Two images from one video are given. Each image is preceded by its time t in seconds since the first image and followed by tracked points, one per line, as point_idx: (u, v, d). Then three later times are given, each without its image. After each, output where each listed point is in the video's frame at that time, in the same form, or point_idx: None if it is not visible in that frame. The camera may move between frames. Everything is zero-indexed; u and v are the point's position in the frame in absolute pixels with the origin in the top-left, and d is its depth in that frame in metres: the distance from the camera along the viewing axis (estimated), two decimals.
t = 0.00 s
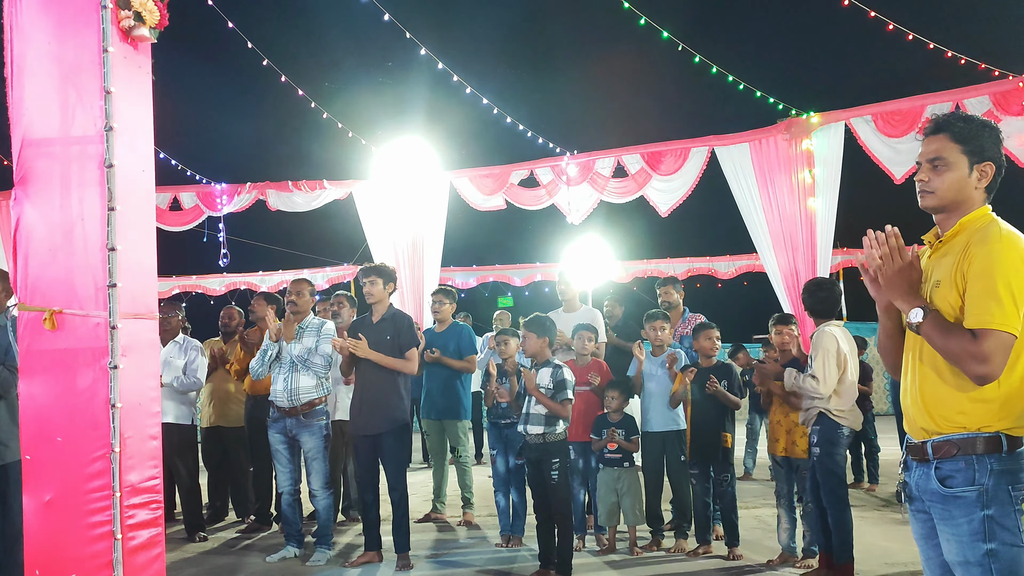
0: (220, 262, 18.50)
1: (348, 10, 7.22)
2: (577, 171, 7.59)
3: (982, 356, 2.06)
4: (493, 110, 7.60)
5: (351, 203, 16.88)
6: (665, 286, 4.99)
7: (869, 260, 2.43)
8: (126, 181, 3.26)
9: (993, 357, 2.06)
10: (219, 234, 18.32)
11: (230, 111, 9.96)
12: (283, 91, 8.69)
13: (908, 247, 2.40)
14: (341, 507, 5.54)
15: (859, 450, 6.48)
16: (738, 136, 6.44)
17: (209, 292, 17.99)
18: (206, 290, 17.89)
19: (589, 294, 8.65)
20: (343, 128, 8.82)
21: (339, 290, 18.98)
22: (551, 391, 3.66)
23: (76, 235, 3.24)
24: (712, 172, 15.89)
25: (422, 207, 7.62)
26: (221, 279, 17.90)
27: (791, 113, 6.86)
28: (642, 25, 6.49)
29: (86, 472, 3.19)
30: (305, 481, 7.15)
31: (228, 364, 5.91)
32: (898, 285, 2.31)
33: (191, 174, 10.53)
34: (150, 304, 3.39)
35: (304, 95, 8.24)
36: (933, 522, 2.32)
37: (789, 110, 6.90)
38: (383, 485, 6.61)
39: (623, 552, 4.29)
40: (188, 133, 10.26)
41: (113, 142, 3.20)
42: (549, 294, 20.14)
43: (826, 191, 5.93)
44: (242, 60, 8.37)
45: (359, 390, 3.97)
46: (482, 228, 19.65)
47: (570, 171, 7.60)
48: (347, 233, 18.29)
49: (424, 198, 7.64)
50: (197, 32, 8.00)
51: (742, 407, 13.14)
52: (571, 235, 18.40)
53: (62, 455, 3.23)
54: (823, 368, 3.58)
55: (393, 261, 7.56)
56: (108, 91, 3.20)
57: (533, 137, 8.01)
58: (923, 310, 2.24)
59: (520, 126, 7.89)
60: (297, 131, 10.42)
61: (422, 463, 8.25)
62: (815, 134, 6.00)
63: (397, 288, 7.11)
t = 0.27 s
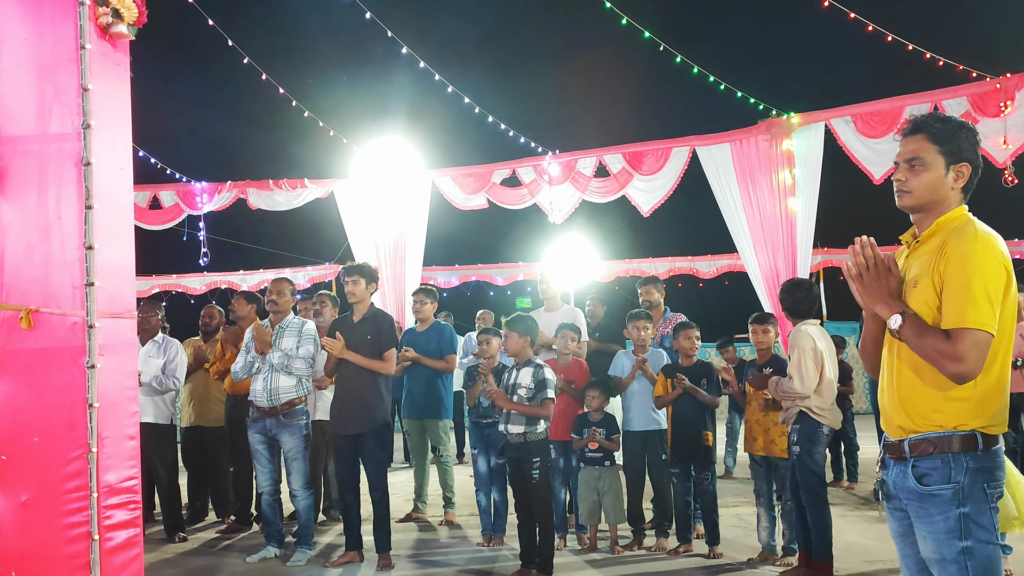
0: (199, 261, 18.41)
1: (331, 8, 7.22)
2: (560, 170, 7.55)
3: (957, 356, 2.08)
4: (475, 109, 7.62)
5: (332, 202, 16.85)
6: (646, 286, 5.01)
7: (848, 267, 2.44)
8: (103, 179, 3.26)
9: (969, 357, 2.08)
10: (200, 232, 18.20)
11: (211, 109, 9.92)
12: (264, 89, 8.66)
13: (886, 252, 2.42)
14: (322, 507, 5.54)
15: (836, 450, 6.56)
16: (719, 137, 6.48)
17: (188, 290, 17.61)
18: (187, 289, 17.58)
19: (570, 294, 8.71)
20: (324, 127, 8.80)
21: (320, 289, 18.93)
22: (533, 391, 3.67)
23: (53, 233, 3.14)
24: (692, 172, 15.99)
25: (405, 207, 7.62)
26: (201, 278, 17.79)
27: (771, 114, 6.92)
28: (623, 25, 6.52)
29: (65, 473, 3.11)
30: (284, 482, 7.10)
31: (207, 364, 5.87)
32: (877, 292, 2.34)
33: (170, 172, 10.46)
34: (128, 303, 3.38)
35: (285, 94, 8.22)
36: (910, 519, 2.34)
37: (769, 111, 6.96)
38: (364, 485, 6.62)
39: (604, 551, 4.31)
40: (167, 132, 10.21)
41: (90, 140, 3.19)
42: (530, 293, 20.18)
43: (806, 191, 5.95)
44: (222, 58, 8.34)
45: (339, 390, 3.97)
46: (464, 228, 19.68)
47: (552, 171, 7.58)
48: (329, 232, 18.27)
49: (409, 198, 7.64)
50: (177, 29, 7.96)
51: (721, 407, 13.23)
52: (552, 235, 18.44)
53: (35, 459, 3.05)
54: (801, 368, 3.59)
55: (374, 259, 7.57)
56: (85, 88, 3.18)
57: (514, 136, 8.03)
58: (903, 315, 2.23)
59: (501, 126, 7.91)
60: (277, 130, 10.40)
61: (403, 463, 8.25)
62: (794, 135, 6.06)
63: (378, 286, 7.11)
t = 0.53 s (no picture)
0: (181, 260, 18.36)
1: (315, 6, 7.20)
2: (541, 170, 7.59)
3: (937, 355, 2.08)
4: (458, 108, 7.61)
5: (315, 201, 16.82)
6: (627, 285, 5.00)
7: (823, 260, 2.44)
8: (81, 178, 3.23)
9: (948, 356, 2.08)
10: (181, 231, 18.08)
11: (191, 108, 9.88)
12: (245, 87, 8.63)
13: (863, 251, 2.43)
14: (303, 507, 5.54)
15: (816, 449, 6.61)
16: (701, 137, 6.51)
17: (169, 290, 17.86)
18: (167, 287, 17.74)
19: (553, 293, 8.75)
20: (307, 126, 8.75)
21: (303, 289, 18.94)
22: (516, 389, 3.71)
23: (29, 231, 3.06)
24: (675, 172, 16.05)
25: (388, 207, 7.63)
26: (182, 278, 17.84)
27: (752, 114, 6.94)
28: (605, 25, 6.52)
29: (41, 474, 3.06)
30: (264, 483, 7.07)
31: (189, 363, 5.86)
32: (852, 289, 2.36)
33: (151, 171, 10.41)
34: (107, 302, 3.36)
35: (266, 93, 8.20)
36: (889, 518, 2.35)
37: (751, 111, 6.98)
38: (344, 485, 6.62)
39: (585, 551, 4.33)
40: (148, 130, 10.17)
41: (67, 138, 3.17)
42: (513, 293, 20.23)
43: (787, 191, 5.98)
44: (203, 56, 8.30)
45: (320, 390, 3.97)
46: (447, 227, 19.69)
47: (534, 170, 7.61)
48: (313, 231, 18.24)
49: (391, 197, 7.62)
50: (158, 26, 7.91)
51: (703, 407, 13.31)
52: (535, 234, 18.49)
53: (8, 461, 2.96)
54: (784, 362, 3.65)
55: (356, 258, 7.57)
56: (63, 86, 3.16)
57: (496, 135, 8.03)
58: (877, 311, 2.26)
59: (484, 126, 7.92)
60: (259, 129, 10.37)
61: (385, 462, 8.25)
62: (776, 135, 6.05)
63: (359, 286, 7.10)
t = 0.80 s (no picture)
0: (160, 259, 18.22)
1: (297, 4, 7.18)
2: (523, 170, 7.57)
3: (912, 355, 2.10)
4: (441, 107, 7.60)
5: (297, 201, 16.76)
6: (609, 285, 5.04)
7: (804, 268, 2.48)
8: (58, 177, 3.20)
9: (924, 356, 2.10)
10: (160, 230, 17.91)
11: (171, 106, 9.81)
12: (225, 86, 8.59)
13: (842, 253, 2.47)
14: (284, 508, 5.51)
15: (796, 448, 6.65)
16: (683, 137, 6.54)
17: (149, 290, 17.47)
18: (148, 287, 17.46)
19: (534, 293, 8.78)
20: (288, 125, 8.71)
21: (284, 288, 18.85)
22: (495, 390, 3.71)
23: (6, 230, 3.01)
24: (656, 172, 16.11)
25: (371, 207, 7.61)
26: (161, 277, 17.72)
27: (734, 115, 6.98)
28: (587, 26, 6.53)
29: (17, 476, 3.02)
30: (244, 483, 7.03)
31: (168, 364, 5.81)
32: (832, 293, 2.38)
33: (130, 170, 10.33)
34: (84, 302, 3.34)
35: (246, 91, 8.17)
36: (865, 517, 2.36)
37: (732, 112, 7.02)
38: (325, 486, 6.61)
39: (566, 550, 4.34)
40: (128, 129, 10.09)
41: (45, 137, 3.14)
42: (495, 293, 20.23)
43: (768, 192, 5.99)
44: (183, 54, 8.25)
45: (300, 390, 3.96)
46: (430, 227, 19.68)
47: (517, 170, 7.59)
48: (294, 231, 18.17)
49: (373, 197, 7.62)
50: (138, 23, 7.85)
51: (682, 407, 13.37)
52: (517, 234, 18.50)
53: None
54: (759, 364, 3.64)
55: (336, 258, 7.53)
56: (40, 83, 3.13)
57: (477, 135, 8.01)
58: (857, 315, 2.27)
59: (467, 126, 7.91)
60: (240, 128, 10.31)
61: (366, 463, 8.24)
62: (755, 136, 6.10)
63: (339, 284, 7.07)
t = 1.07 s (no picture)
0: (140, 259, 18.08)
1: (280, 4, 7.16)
2: (506, 170, 7.58)
3: (891, 355, 2.12)
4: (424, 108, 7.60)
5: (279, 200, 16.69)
6: (591, 285, 5.11)
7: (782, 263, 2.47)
8: (35, 176, 3.17)
9: (902, 356, 2.12)
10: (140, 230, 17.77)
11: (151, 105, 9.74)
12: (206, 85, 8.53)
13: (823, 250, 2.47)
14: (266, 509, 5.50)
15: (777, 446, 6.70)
16: (665, 138, 6.56)
17: (129, 289, 17.47)
18: (127, 287, 17.40)
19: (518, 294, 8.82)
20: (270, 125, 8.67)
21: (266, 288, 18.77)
22: (477, 389, 3.71)
23: None
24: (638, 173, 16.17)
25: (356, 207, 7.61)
26: (142, 277, 17.58)
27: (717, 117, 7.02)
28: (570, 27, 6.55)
29: None
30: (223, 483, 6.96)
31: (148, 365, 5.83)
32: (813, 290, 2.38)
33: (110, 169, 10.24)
34: (62, 302, 3.31)
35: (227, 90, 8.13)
36: (844, 516, 2.38)
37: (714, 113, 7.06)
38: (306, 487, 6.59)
39: (548, 550, 4.36)
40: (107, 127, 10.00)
41: (22, 136, 3.11)
42: (478, 293, 20.22)
43: (749, 193, 6.03)
44: (163, 53, 8.19)
45: (281, 391, 3.96)
46: (413, 227, 19.65)
47: (499, 170, 7.60)
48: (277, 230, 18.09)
49: (358, 197, 7.61)
50: (119, 21, 7.79)
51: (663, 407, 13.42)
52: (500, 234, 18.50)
53: None
54: (749, 361, 3.67)
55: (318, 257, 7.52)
56: (17, 81, 3.10)
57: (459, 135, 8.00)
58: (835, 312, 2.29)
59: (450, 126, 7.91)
60: (221, 127, 10.25)
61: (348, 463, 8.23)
62: (737, 137, 6.12)
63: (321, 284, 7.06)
